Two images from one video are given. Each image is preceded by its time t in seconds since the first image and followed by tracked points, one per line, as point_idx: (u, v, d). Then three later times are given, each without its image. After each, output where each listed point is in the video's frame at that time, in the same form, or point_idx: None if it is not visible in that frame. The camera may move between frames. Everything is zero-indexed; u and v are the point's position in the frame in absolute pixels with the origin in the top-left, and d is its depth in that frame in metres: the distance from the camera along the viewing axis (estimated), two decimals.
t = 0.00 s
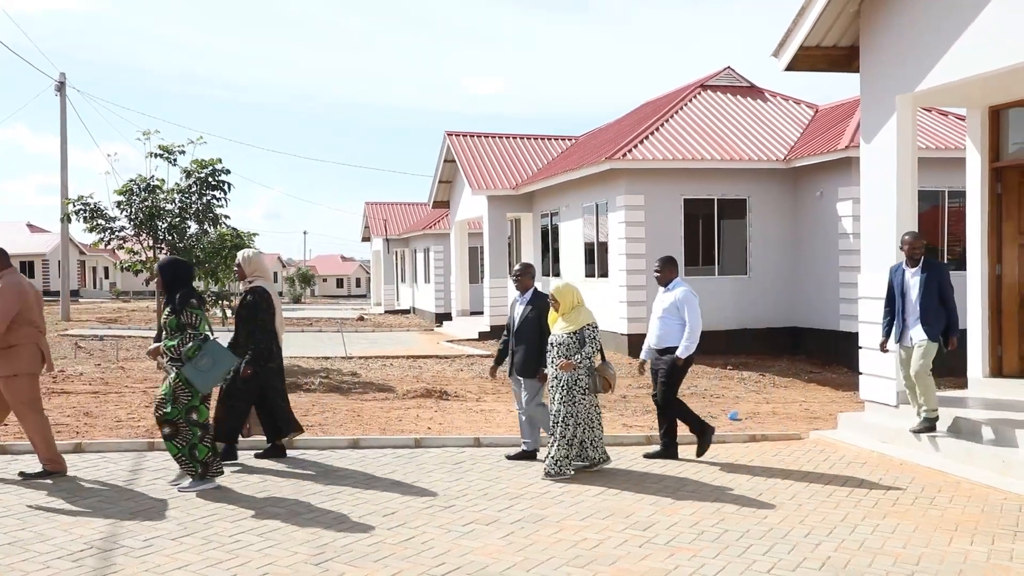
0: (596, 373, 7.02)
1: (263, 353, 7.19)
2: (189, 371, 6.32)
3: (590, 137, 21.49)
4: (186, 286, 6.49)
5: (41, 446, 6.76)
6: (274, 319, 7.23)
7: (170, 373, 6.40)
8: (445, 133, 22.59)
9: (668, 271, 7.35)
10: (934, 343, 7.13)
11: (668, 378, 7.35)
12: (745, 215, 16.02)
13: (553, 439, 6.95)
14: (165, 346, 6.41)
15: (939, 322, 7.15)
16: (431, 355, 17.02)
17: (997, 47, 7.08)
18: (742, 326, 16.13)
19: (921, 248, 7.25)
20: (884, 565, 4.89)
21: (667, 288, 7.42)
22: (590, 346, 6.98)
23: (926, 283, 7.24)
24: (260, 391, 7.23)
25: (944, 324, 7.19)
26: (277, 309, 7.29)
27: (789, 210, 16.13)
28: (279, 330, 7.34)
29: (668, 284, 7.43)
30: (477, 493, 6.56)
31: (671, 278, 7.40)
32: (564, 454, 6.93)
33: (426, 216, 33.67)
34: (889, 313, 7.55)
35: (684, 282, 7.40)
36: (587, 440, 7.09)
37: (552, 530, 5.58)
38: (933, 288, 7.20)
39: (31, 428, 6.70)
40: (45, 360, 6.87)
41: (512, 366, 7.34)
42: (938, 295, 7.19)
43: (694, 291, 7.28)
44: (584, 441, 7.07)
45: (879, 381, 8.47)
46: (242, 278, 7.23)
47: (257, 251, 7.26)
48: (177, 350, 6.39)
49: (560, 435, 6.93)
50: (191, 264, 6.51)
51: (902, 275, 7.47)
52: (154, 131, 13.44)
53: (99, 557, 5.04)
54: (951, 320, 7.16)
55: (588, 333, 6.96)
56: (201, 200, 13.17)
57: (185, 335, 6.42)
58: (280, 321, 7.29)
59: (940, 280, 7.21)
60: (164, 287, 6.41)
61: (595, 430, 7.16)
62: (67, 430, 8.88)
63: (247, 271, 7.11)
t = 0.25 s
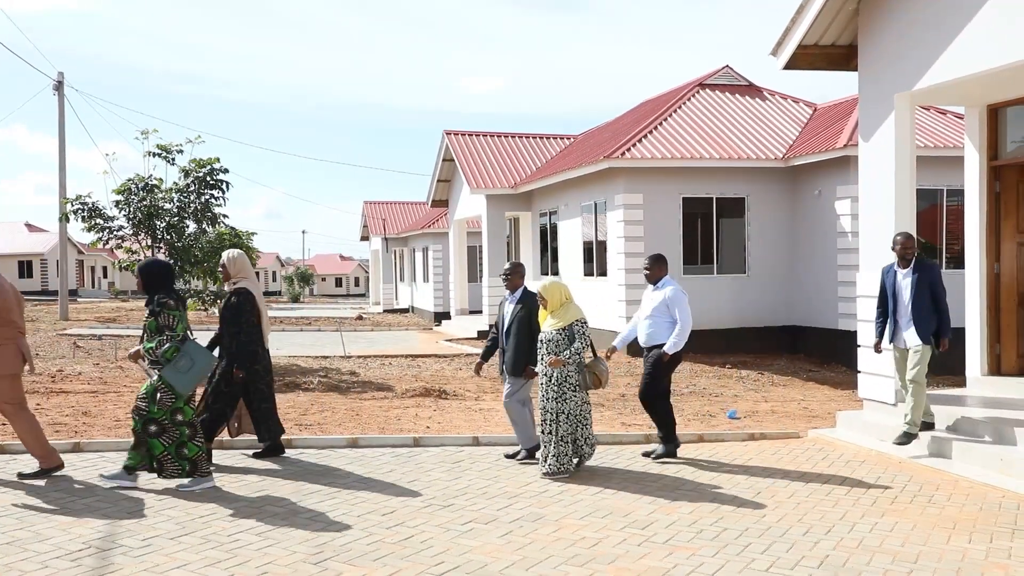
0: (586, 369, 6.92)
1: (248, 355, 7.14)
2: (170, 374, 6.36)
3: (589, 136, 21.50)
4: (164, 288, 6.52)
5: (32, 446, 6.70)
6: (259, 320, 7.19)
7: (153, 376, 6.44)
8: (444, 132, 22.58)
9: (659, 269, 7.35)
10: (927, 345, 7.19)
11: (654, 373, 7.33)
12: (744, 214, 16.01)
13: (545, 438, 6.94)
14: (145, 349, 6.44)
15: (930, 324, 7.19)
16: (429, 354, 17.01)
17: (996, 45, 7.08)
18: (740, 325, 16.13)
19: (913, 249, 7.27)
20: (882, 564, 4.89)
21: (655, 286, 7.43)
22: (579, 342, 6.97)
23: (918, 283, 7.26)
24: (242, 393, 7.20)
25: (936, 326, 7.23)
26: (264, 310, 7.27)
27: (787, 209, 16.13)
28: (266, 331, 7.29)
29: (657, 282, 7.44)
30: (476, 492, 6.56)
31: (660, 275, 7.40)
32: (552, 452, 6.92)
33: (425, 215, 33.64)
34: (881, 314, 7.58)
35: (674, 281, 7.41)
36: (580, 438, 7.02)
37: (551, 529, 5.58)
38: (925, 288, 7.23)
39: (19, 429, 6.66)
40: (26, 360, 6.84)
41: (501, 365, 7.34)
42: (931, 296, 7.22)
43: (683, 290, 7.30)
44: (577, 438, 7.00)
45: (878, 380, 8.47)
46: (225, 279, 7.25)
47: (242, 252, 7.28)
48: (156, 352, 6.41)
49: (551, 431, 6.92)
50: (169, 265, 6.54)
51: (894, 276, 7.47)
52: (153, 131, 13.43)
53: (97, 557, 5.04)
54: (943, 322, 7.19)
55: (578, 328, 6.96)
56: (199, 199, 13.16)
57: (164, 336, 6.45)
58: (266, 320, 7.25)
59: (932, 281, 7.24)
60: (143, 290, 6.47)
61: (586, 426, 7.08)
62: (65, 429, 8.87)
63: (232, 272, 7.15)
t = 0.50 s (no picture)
0: (571, 370, 6.84)
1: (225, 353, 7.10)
2: (139, 376, 6.31)
3: (586, 135, 21.50)
4: (131, 289, 6.46)
5: None
6: (235, 318, 7.17)
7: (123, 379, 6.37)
8: (442, 131, 22.58)
9: (643, 270, 7.36)
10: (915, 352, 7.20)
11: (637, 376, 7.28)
12: (742, 213, 16.02)
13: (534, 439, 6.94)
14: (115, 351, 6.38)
15: (918, 331, 7.18)
16: (428, 354, 17.01)
17: (993, 44, 7.08)
18: (738, 324, 16.14)
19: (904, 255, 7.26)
20: (880, 562, 4.90)
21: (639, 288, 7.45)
22: (564, 343, 6.90)
23: (908, 290, 7.25)
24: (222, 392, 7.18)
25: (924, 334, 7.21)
26: (238, 307, 7.26)
27: (785, 208, 16.13)
28: (240, 328, 7.27)
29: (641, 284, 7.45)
30: (474, 492, 6.56)
31: (645, 277, 7.41)
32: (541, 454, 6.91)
33: (423, 215, 33.63)
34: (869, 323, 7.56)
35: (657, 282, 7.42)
36: (570, 439, 6.98)
37: (549, 528, 5.58)
38: (914, 295, 7.23)
39: None
40: None
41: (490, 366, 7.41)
42: (920, 304, 7.22)
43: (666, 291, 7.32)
44: (568, 440, 6.96)
45: (876, 379, 8.48)
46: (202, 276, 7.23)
47: (220, 250, 7.25)
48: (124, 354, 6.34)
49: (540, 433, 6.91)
50: (138, 266, 6.48)
51: (884, 283, 7.45)
52: (150, 131, 13.42)
53: (95, 557, 5.03)
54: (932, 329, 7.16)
55: (562, 328, 6.92)
56: (196, 199, 13.15)
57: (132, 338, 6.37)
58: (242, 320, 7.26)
59: (921, 288, 7.24)
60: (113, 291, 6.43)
61: (576, 427, 7.02)
62: (63, 430, 8.86)
63: (208, 270, 7.11)
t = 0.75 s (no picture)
0: (558, 369, 6.86)
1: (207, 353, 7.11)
2: (110, 369, 6.21)
3: (584, 132, 21.50)
4: (110, 282, 6.44)
5: None
6: (214, 317, 7.15)
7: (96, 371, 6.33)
8: (439, 129, 22.57)
9: (631, 269, 7.38)
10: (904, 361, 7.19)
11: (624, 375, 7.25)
12: (739, 211, 16.03)
13: (522, 439, 6.94)
14: (89, 344, 6.34)
15: (907, 340, 7.20)
16: (426, 352, 17.01)
17: (990, 42, 7.09)
18: (736, 322, 16.16)
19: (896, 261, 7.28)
20: (878, 559, 4.90)
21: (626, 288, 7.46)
22: (551, 343, 6.92)
23: (897, 299, 7.27)
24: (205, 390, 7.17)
25: (914, 342, 7.23)
26: (219, 306, 7.24)
27: (782, 206, 16.15)
28: (220, 328, 7.25)
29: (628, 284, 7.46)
30: (472, 489, 6.56)
31: (632, 276, 7.42)
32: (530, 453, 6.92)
33: (421, 214, 33.61)
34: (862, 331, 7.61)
35: (644, 282, 7.43)
36: (563, 438, 6.94)
37: (547, 526, 5.58)
38: (903, 304, 7.24)
39: None
40: None
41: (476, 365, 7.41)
42: (909, 312, 7.24)
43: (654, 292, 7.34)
44: (560, 439, 6.92)
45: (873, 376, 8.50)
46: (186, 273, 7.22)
47: (202, 247, 7.21)
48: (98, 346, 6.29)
49: (528, 432, 6.93)
50: (117, 260, 6.47)
51: (875, 290, 7.50)
52: (147, 128, 13.39)
53: (92, 556, 5.03)
54: (921, 337, 7.17)
55: (548, 328, 6.91)
56: (193, 197, 13.13)
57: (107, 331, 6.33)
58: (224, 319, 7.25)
59: (912, 296, 7.25)
60: (89, 285, 6.39)
61: (568, 427, 6.98)
62: (61, 428, 8.85)
63: (191, 267, 7.08)
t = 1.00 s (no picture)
0: (541, 370, 6.82)
1: (191, 354, 7.09)
2: (85, 364, 6.27)
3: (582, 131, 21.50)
4: (94, 277, 6.48)
5: None
6: (197, 318, 7.11)
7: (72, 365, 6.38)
8: (437, 128, 22.56)
9: (616, 267, 7.44)
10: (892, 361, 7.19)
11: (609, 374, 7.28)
12: (736, 210, 16.04)
13: (506, 441, 6.93)
14: (68, 337, 6.38)
15: (896, 341, 7.19)
16: (423, 351, 17.00)
17: (986, 42, 7.10)
18: (733, 321, 16.17)
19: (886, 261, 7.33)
20: (874, 558, 4.91)
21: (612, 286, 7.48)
22: (535, 344, 6.88)
23: (886, 300, 7.26)
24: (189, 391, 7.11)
25: (902, 343, 7.21)
26: (203, 308, 7.17)
27: (779, 205, 16.16)
28: (204, 329, 7.18)
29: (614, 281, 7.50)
30: (469, 488, 6.56)
31: (618, 274, 7.47)
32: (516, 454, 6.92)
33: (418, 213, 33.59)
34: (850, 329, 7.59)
35: (630, 281, 7.45)
36: (549, 440, 6.87)
37: (544, 525, 5.59)
38: (892, 305, 7.23)
39: None
40: None
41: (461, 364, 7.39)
42: (898, 315, 7.24)
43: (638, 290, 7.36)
44: (545, 441, 6.86)
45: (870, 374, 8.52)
46: (169, 272, 7.17)
47: (185, 246, 7.19)
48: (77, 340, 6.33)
49: (512, 434, 6.92)
50: (102, 256, 6.50)
51: (864, 289, 7.49)
52: (144, 127, 13.37)
53: (89, 555, 5.02)
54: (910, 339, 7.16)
55: (532, 329, 6.89)
56: (190, 196, 13.12)
57: (87, 326, 6.36)
58: (206, 320, 7.18)
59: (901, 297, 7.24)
60: (72, 278, 6.42)
61: (558, 428, 6.90)
62: (57, 428, 8.84)
63: (174, 266, 7.02)
